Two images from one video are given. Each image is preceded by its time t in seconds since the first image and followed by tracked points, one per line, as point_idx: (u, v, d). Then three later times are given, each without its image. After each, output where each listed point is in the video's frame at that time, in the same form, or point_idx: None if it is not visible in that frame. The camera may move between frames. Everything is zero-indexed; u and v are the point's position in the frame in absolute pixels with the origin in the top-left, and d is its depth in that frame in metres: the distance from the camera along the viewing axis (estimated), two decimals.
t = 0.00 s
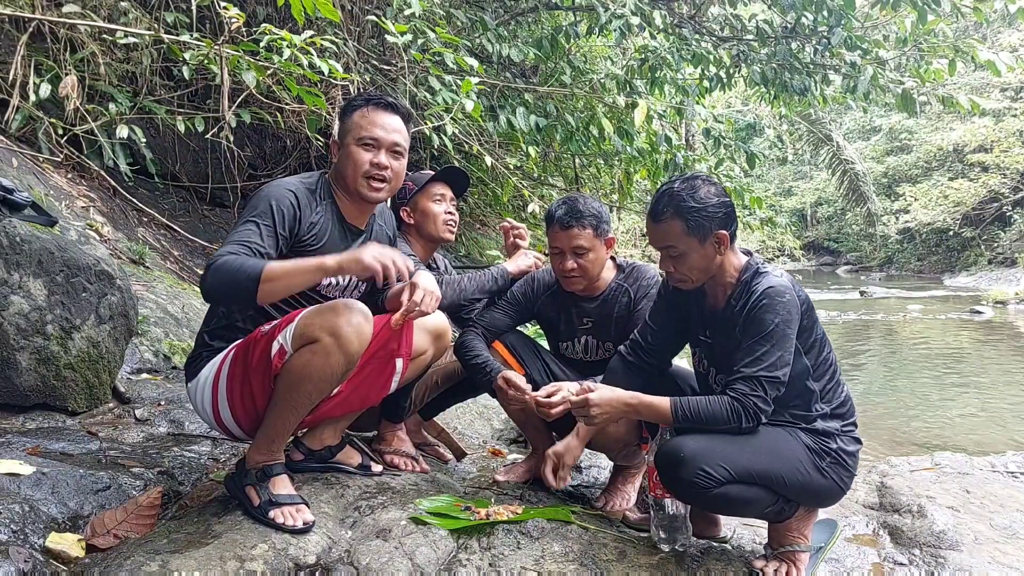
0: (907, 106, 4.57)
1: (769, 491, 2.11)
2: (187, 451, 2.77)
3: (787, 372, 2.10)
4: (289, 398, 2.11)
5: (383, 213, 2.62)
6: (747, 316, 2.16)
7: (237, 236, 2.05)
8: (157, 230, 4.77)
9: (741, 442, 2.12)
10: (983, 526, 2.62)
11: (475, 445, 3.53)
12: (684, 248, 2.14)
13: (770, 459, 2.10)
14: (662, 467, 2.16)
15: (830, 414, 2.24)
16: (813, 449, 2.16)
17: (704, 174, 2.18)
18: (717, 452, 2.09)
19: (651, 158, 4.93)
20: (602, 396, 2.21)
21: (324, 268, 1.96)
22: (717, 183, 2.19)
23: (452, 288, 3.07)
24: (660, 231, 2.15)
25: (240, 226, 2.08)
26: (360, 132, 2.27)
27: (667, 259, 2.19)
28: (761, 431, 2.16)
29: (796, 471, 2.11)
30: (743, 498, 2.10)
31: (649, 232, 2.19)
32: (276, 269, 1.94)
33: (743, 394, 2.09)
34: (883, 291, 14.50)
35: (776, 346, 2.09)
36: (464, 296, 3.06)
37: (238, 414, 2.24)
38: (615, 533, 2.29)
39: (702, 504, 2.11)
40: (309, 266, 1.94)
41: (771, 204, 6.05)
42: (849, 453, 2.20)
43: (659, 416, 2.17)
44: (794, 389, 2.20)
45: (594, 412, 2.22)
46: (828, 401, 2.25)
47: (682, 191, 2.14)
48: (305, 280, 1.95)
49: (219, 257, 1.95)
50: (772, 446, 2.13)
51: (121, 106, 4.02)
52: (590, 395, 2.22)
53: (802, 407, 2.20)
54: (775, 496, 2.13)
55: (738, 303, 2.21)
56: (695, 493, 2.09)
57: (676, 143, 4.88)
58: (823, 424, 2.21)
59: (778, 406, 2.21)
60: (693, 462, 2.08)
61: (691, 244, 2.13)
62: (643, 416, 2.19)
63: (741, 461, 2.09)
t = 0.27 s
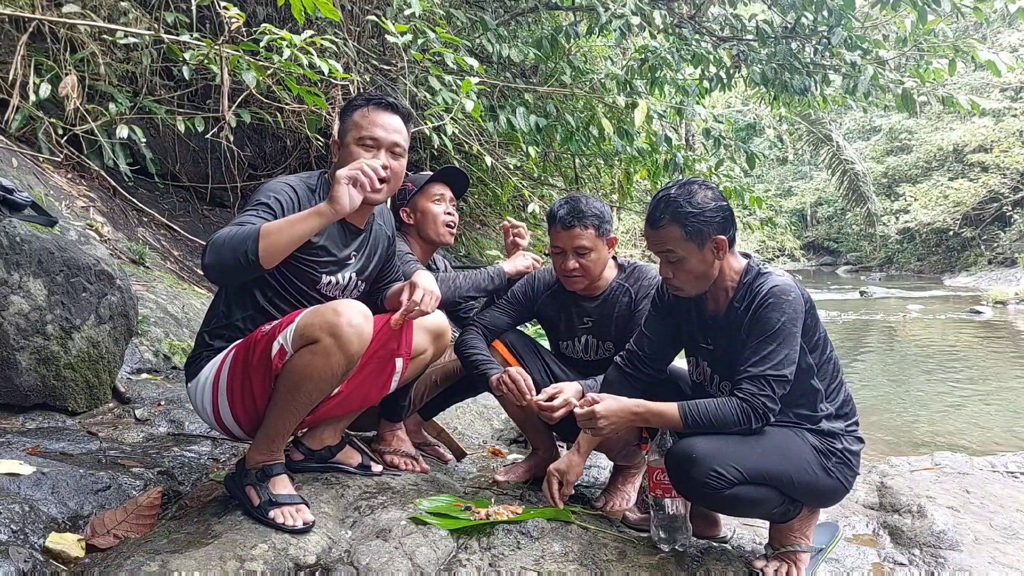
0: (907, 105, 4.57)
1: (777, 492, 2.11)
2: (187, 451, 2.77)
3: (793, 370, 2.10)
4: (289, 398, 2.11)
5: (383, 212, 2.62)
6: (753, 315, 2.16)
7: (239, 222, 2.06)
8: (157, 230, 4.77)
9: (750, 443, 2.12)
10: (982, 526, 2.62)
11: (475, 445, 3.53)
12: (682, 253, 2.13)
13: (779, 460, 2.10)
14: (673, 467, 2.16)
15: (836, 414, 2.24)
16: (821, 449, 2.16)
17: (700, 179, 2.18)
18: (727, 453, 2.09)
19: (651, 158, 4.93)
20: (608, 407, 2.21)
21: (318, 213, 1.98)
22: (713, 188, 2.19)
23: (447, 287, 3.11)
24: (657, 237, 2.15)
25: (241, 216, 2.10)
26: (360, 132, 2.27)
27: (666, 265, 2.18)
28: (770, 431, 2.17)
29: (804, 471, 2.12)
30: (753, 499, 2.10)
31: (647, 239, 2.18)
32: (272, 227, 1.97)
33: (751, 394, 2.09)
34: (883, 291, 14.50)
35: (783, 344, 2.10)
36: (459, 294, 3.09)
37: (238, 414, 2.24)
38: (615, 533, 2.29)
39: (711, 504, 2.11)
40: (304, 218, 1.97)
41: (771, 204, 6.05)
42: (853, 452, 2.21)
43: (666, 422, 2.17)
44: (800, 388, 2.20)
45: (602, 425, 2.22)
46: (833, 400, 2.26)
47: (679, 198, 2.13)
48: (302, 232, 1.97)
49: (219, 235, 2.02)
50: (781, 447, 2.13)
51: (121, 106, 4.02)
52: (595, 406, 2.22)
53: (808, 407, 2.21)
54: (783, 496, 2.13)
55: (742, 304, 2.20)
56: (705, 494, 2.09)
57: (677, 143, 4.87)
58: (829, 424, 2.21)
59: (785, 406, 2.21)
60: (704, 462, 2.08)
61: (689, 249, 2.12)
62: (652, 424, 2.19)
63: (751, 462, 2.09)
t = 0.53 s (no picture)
0: (907, 105, 4.56)
1: (776, 492, 2.11)
2: (187, 451, 2.77)
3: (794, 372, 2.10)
4: (288, 398, 2.11)
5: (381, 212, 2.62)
6: (755, 316, 2.16)
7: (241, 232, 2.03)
8: (157, 230, 4.77)
9: (748, 443, 2.12)
10: (982, 526, 2.62)
11: (475, 445, 3.53)
12: (692, 245, 2.14)
13: (777, 460, 2.10)
14: (671, 468, 2.16)
15: (835, 415, 2.24)
16: (820, 450, 2.16)
17: (714, 172, 2.18)
18: (724, 454, 2.09)
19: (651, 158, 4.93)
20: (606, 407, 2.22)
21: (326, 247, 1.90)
22: (727, 182, 2.19)
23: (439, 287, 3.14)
24: (668, 227, 2.15)
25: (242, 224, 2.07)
26: (360, 132, 2.27)
27: (674, 256, 2.19)
28: (768, 432, 2.17)
29: (803, 472, 2.12)
30: (751, 500, 2.10)
31: (657, 228, 2.19)
32: (280, 255, 1.91)
33: (750, 395, 2.08)
34: (883, 291, 14.50)
35: (784, 346, 2.09)
36: (451, 294, 3.12)
37: (237, 414, 2.24)
38: (615, 534, 2.29)
39: (709, 505, 2.11)
40: (312, 251, 1.91)
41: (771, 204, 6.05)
42: (853, 453, 2.20)
43: (664, 422, 2.17)
44: (800, 389, 2.20)
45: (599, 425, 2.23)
46: (833, 401, 2.25)
47: (692, 188, 2.13)
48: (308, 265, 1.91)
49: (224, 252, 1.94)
50: (779, 447, 2.13)
51: (121, 106, 4.02)
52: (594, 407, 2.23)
53: (808, 408, 2.20)
54: (781, 497, 2.13)
55: (745, 302, 2.21)
56: (703, 495, 2.09)
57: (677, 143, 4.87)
58: (828, 425, 2.21)
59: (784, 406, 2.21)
60: (702, 464, 2.08)
61: (699, 242, 2.13)
62: (649, 425, 2.18)
63: (749, 462, 2.09)
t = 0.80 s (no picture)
0: (907, 105, 4.56)
1: (768, 492, 2.12)
2: (187, 451, 2.77)
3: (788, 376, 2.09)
4: (288, 397, 2.11)
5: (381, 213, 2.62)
6: (752, 319, 2.15)
7: (240, 250, 2.08)
8: (157, 230, 4.77)
9: (740, 444, 2.13)
10: (982, 526, 2.62)
11: (475, 445, 3.53)
12: (695, 238, 2.14)
13: (769, 461, 2.11)
14: (662, 470, 2.17)
15: (831, 415, 2.24)
16: (813, 450, 2.16)
17: (724, 167, 2.17)
18: (716, 455, 2.10)
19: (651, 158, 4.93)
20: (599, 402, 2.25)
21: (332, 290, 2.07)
22: (736, 178, 2.18)
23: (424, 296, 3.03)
24: (674, 218, 2.16)
25: (241, 239, 2.10)
26: (360, 134, 2.27)
27: (677, 248, 2.19)
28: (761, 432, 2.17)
29: (796, 472, 2.12)
30: (743, 501, 2.11)
31: (663, 219, 2.19)
32: (285, 291, 2.03)
33: (743, 399, 2.08)
34: (883, 291, 14.49)
35: (779, 349, 2.09)
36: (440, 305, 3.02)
37: (238, 413, 2.24)
38: (615, 533, 2.29)
39: (702, 506, 2.13)
40: (316, 289, 2.06)
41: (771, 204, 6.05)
42: (848, 453, 2.20)
43: (658, 421, 2.17)
44: (795, 392, 2.19)
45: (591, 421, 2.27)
46: (828, 402, 2.24)
47: (701, 181, 2.13)
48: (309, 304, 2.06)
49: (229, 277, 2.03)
50: (771, 448, 2.13)
51: (121, 106, 4.02)
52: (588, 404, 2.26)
53: (803, 409, 2.20)
54: (774, 497, 2.13)
55: (745, 301, 2.20)
56: (695, 496, 2.11)
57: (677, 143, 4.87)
58: (823, 426, 2.21)
59: (778, 408, 2.21)
60: (692, 466, 2.09)
61: (703, 235, 2.13)
62: (642, 421, 2.19)
63: (740, 463, 2.09)
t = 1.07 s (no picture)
0: (907, 105, 4.56)
1: (768, 492, 2.12)
2: (187, 451, 2.78)
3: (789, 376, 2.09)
4: (289, 398, 2.11)
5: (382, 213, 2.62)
6: (751, 318, 2.15)
7: (242, 249, 2.08)
8: (157, 230, 4.77)
9: (741, 444, 2.12)
10: (982, 526, 2.62)
11: (475, 445, 3.53)
12: (693, 237, 2.14)
13: (770, 461, 2.11)
14: (663, 469, 2.17)
15: (831, 415, 2.24)
16: (814, 450, 2.16)
17: (721, 166, 2.17)
18: (717, 454, 2.09)
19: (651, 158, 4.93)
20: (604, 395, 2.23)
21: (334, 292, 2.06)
22: (733, 176, 2.18)
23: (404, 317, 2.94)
24: (671, 216, 2.16)
25: (244, 236, 2.10)
26: (360, 134, 2.27)
27: (674, 246, 2.19)
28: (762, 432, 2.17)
29: (796, 471, 2.12)
30: (743, 500, 2.11)
31: (661, 218, 2.20)
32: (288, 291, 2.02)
33: (744, 398, 2.08)
34: (883, 291, 14.49)
35: (779, 349, 2.09)
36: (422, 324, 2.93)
37: (238, 413, 2.24)
38: (615, 534, 2.29)
39: (702, 505, 2.12)
40: (318, 290, 2.05)
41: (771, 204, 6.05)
42: (848, 453, 2.20)
43: (659, 418, 2.16)
44: (795, 391, 2.19)
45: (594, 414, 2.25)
46: (828, 402, 2.25)
47: (698, 180, 2.14)
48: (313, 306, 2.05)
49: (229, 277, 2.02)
50: (772, 447, 2.13)
51: (121, 106, 4.02)
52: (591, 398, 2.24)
53: (803, 408, 2.20)
54: (774, 496, 2.13)
55: (743, 300, 2.20)
56: (695, 495, 2.11)
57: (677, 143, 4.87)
58: (823, 425, 2.21)
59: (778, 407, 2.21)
60: (693, 465, 2.09)
61: (701, 233, 2.13)
62: (644, 417, 2.19)
63: (741, 463, 2.09)
